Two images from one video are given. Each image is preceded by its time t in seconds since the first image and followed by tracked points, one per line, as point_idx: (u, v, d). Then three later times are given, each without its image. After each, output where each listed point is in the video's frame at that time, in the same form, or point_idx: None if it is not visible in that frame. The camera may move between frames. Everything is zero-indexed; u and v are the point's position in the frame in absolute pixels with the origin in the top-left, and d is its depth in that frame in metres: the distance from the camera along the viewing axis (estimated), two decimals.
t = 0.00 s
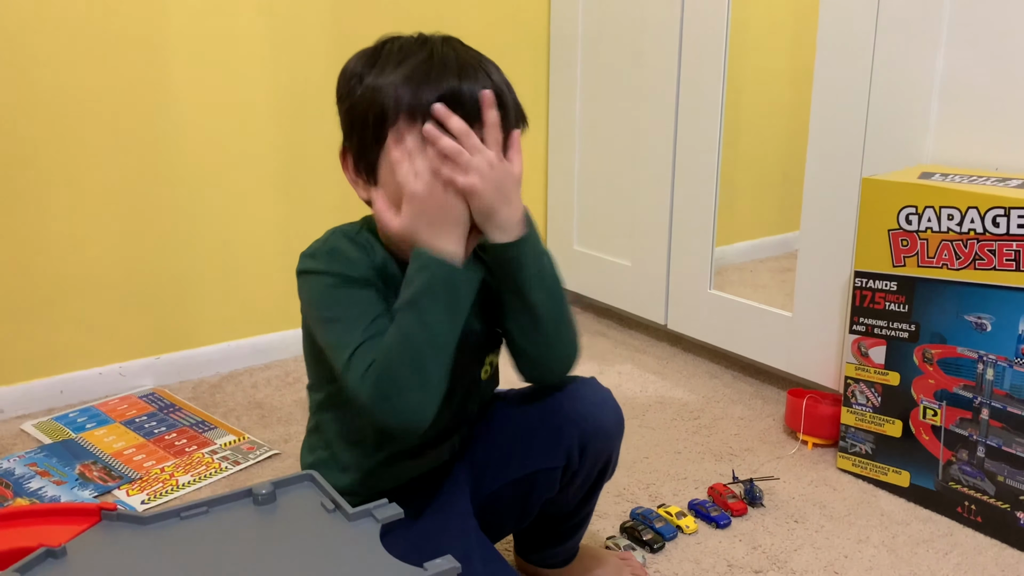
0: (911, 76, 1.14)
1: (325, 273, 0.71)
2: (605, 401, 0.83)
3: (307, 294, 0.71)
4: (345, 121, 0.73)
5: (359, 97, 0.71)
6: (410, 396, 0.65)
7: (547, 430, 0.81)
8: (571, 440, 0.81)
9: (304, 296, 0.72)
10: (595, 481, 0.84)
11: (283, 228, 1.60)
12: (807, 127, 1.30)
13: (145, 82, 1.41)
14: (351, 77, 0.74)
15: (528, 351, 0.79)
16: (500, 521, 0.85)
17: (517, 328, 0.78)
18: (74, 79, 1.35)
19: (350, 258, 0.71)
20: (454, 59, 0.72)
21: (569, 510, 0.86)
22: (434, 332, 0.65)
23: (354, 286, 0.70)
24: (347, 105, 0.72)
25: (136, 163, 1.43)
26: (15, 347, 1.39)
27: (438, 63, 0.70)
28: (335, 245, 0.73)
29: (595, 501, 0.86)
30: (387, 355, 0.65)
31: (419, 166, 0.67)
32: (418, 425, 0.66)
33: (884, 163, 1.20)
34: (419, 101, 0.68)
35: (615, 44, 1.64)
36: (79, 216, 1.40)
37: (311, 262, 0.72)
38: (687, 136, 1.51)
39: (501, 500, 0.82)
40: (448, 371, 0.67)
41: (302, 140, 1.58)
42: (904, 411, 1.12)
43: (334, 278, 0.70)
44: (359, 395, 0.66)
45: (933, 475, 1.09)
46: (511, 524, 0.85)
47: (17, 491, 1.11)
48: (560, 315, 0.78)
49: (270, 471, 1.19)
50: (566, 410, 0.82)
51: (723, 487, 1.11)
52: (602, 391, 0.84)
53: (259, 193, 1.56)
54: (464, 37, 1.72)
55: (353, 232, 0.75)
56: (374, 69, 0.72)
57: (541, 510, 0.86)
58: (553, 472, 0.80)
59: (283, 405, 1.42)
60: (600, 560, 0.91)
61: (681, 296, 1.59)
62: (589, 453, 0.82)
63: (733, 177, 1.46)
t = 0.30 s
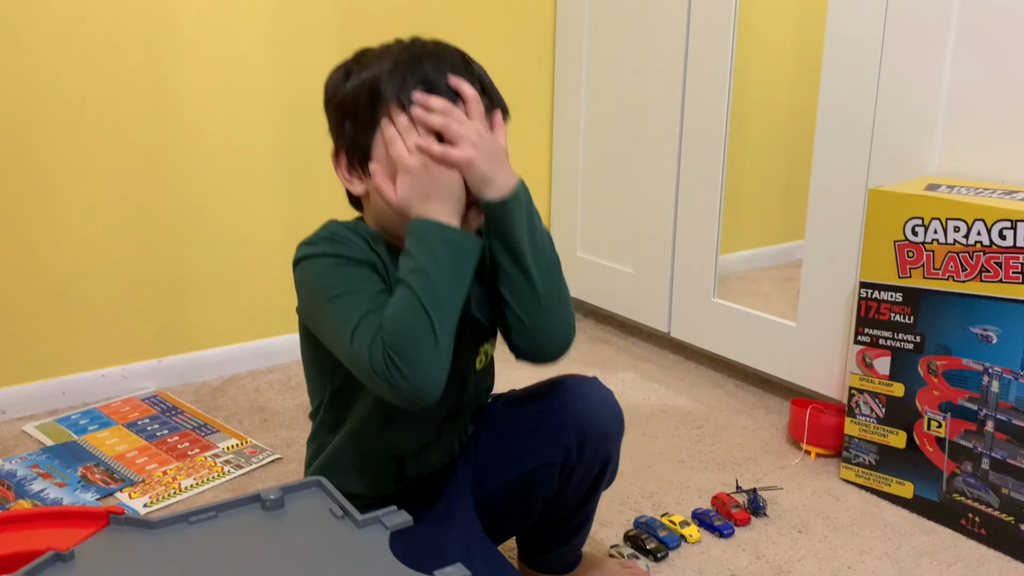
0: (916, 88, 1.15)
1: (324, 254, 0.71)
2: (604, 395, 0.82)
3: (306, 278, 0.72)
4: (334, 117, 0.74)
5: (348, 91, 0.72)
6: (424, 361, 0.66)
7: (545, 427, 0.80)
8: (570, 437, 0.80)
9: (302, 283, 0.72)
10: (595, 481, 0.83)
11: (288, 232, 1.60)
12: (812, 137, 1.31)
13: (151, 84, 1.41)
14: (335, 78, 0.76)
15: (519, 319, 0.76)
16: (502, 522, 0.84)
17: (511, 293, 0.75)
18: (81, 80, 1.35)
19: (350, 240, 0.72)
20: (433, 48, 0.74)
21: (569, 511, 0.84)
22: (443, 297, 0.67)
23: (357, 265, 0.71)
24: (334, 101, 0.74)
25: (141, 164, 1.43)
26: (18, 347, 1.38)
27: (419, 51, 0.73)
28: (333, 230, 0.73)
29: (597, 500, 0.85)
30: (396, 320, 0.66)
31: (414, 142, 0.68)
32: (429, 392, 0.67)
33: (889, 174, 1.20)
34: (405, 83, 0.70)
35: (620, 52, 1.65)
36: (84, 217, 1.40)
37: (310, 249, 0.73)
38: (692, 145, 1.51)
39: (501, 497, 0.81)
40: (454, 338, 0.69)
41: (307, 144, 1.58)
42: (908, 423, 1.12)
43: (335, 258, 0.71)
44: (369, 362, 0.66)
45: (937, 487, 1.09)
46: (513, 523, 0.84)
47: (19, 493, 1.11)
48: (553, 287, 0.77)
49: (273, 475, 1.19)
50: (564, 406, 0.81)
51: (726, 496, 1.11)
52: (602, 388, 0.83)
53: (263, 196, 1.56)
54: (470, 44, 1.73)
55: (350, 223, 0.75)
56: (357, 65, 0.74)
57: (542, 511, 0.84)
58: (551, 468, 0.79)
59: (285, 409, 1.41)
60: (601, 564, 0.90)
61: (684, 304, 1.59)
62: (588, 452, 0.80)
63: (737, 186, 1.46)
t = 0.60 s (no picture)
0: (925, 84, 1.15)
1: (349, 282, 0.71)
2: (620, 372, 0.87)
3: (329, 304, 0.72)
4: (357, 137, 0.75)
5: (373, 116, 0.73)
6: (450, 408, 0.67)
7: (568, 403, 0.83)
8: (593, 409, 0.84)
9: (325, 307, 0.72)
10: (613, 456, 0.87)
11: (293, 227, 1.60)
12: (820, 132, 1.30)
13: (156, 79, 1.41)
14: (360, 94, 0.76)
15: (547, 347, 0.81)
16: (523, 505, 0.85)
17: (541, 322, 0.81)
18: (85, 74, 1.35)
19: (375, 268, 0.72)
20: (460, 69, 0.74)
21: (587, 487, 0.87)
22: (468, 343, 0.68)
23: (382, 297, 0.71)
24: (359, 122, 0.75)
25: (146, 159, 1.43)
26: (23, 343, 1.38)
27: (447, 76, 0.73)
28: (357, 254, 0.73)
29: (612, 480, 0.88)
30: (424, 365, 0.67)
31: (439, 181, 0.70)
32: (453, 436, 0.68)
33: (897, 171, 1.20)
34: (432, 115, 0.71)
35: (626, 47, 1.64)
36: (89, 213, 1.40)
37: (334, 273, 0.73)
38: (698, 140, 1.51)
39: (523, 482, 0.83)
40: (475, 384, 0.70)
41: (312, 139, 1.58)
42: (916, 419, 1.12)
43: (360, 289, 0.71)
44: (395, 405, 0.67)
45: (945, 483, 1.09)
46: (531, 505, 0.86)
47: (27, 489, 1.11)
48: (582, 314, 0.82)
49: (281, 471, 1.19)
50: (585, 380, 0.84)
51: (734, 492, 1.11)
52: (617, 365, 0.88)
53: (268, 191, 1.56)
54: (474, 39, 1.72)
55: (371, 241, 0.75)
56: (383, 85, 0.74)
57: (560, 490, 0.87)
58: (576, 442, 0.83)
59: (291, 405, 1.41)
60: (614, 563, 0.92)
61: (690, 299, 1.59)
62: (609, 422, 0.85)
63: (744, 181, 1.46)
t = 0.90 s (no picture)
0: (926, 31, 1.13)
1: (371, 237, 0.72)
2: (615, 345, 0.84)
3: (352, 261, 0.72)
4: (363, 80, 0.75)
5: (392, 56, 0.72)
6: (489, 350, 0.70)
7: (559, 375, 0.82)
8: (581, 383, 0.82)
9: (347, 263, 0.72)
10: (606, 428, 0.86)
11: (289, 189, 1.59)
12: (818, 83, 1.29)
13: (146, 41, 1.39)
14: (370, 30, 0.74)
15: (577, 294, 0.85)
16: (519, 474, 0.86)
17: (568, 271, 0.84)
18: (73, 37, 1.33)
19: (395, 221, 0.73)
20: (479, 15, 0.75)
21: (580, 458, 0.87)
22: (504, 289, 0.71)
23: (406, 250, 0.72)
24: (374, 61, 0.73)
25: (138, 123, 1.41)
26: (21, 310, 1.38)
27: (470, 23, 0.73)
28: (375, 209, 0.73)
29: (604, 450, 0.88)
30: (465, 311, 0.69)
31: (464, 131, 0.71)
32: (492, 379, 0.71)
33: (896, 121, 1.19)
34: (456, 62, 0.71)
35: None
36: (83, 179, 1.39)
37: (352, 229, 0.72)
38: (696, 94, 1.49)
39: (514, 451, 0.83)
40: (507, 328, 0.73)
41: (305, 100, 1.56)
42: (915, 369, 1.12)
43: (385, 243, 0.71)
44: (436, 353, 0.69)
45: (943, 433, 1.10)
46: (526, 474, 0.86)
47: (32, 455, 1.11)
48: (604, 258, 0.86)
49: (283, 433, 1.19)
50: (577, 353, 0.83)
51: (734, 445, 1.12)
52: (614, 339, 0.85)
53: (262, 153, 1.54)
54: None
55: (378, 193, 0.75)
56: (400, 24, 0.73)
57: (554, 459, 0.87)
58: (565, 414, 0.82)
59: (292, 367, 1.42)
60: (615, 519, 0.93)
61: (689, 254, 1.58)
62: (599, 397, 0.83)
63: (742, 133, 1.44)
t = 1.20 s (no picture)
0: (913, 40, 1.14)
1: (368, 293, 0.73)
2: (616, 348, 0.87)
3: (349, 316, 0.73)
4: (452, 120, 0.73)
5: (511, 120, 0.74)
6: (482, 404, 0.74)
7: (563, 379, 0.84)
8: (586, 385, 0.84)
9: (340, 317, 0.73)
10: (608, 431, 0.87)
11: (288, 208, 1.60)
12: (808, 92, 1.30)
13: (144, 66, 1.40)
14: (483, 75, 0.73)
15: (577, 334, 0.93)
16: (525, 478, 0.87)
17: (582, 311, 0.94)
18: (73, 64, 1.35)
19: (384, 274, 0.74)
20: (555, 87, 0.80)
21: (584, 461, 0.89)
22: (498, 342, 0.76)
23: (401, 304, 0.74)
24: (489, 116, 0.73)
25: (137, 147, 1.43)
26: (26, 335, 1.39)
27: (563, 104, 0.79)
28: (362, 262, 0.74)
29: (609, 453, 0.89)
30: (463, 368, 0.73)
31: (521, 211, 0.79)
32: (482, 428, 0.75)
33: (886, 127, 1.20)
34: (551, 149, 0.78)
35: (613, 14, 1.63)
36: (84, 203, 1.40)
37: (341, 284, 0.73)
38: (689, 105, 1.51)
39: (522, 454, 0.85)
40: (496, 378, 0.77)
41: (303, 120, 1.58)
42: (911, 373, 1.13)
43: (379, 299, 0.73)
44: (439, 411, 0.72)
45: (941, 435, 1.11)
46: (531, 477, 0.88)
47: (40, 479, 1.12)
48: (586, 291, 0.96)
49: (288, 451, 1.20)
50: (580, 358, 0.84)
51: (734, 453, 1.13)
52: (613, 342, 0.87)
53: (261, 174, 1.56)
54: (460, 10, 1.71)
55: (367, 242, 0.77)
56: (518, 86, 0.74)
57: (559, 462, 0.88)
58: (570, 416, 0.84)
59: (295, 385, 1.43)
60: (618, 529, 0.94)
61: (686, 263, 1.59)
62: (603, 398, 0.85)
63: (736, 143, 1.46)
